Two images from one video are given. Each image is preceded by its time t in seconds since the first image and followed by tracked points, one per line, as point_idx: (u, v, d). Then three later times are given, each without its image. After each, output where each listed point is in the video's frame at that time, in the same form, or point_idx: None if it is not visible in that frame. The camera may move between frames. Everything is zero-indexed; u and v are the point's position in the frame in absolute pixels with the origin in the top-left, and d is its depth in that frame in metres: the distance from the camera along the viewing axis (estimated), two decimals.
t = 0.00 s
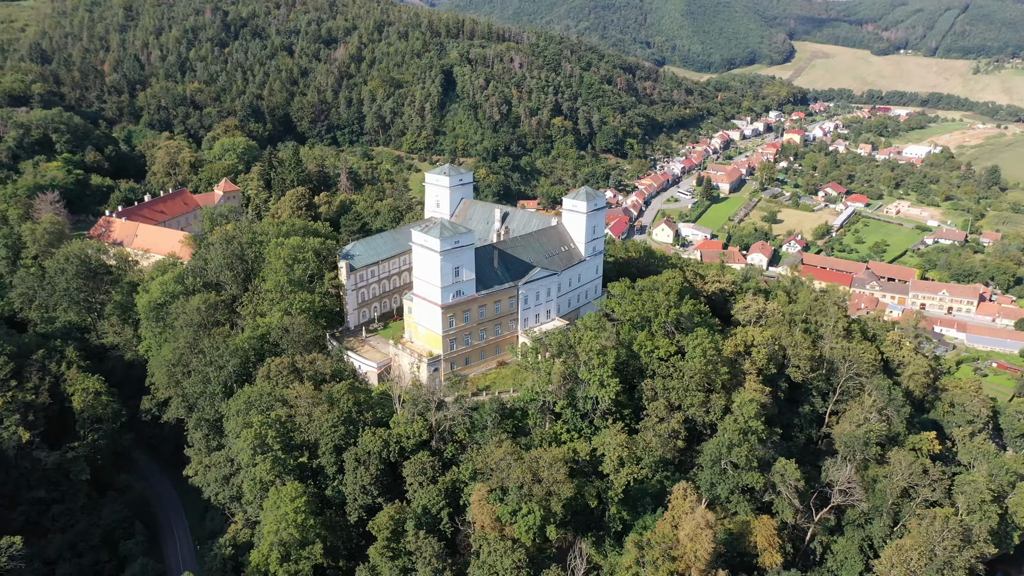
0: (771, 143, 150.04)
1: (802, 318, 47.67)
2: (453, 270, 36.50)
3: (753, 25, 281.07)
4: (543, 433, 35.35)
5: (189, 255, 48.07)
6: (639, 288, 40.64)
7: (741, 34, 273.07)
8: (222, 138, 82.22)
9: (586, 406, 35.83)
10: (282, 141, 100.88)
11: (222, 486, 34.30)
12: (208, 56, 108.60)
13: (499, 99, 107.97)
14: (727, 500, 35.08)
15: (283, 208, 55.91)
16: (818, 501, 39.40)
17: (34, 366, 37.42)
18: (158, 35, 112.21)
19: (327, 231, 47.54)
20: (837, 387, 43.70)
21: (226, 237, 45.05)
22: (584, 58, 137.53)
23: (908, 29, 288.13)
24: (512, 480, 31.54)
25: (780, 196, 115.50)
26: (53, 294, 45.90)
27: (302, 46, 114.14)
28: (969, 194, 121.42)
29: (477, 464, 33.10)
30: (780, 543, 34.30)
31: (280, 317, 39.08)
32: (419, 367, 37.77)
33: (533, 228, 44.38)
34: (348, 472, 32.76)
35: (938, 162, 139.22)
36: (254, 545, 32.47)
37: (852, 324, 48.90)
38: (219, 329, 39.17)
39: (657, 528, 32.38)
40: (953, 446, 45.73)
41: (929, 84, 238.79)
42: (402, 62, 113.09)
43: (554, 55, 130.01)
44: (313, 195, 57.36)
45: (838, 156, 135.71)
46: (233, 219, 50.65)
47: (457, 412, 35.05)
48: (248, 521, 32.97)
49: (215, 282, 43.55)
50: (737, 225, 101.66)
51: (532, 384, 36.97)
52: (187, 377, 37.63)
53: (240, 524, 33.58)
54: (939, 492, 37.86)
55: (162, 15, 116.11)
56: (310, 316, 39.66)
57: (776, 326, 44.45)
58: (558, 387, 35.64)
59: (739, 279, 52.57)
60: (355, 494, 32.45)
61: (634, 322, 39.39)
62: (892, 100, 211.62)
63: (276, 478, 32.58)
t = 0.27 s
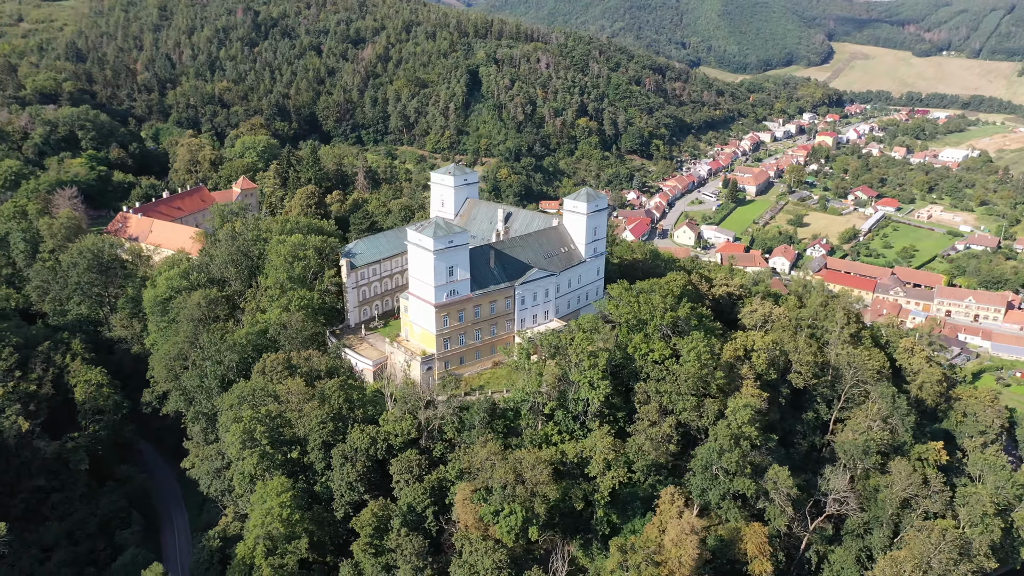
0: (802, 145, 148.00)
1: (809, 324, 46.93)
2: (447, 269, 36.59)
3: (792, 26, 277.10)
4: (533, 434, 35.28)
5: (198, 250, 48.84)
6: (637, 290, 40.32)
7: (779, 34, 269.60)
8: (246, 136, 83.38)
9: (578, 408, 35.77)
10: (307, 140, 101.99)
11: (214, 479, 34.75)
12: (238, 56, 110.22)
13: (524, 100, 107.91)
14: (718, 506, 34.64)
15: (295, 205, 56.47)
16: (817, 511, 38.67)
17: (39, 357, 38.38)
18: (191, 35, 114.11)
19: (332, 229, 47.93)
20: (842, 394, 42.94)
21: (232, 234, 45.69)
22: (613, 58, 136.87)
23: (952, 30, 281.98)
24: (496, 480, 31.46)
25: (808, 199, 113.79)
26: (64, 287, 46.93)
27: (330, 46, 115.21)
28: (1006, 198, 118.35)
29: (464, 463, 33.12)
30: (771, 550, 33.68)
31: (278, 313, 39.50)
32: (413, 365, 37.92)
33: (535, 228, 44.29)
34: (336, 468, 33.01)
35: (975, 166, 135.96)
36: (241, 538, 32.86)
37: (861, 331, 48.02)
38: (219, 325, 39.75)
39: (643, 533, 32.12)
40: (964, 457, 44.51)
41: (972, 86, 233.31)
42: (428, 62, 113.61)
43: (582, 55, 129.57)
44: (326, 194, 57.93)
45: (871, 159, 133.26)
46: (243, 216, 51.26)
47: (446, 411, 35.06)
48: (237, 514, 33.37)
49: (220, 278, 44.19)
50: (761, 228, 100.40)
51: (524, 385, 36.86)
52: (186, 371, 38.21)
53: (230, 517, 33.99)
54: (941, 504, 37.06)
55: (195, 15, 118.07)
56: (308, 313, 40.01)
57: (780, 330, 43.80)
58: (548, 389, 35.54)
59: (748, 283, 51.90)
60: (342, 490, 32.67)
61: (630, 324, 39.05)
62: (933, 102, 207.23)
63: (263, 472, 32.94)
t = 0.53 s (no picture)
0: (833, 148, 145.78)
1: (815, 329, 46.14)
2: (440, 269, 36.65)
3: (830, 26, 272.83)
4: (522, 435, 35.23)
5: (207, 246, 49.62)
6: (633, 291, 40.01)
7: (816, 35, 265.87)
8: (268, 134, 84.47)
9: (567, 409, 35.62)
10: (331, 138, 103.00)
11: (207, 472, 35.27)
12: (266, 55, 111.70)
13: (548, 100, 107.69)
14: (707, 512, 34.23)
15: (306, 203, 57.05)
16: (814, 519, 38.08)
17: (44, 348, 39.36)
18: (221, 34, 115.82)
19: (338, 226, 48.34)
20: (845, 401, 42.17)
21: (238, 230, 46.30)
22: (641, 59, 136.07)
23: (997, 31, 275.33)
24: (479, 480, 31.41)
25: (836, 202, 111.99)
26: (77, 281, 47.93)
27: (357, 45, 116.19)
28: None
29: (449, 461, 33.17)
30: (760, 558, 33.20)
31: (276, 309, 39.93)
32: (406, 363, 38.07)
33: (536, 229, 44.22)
34: (323, 464, 33.28)
35: (1012, 170, 132.55)
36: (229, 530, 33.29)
37: (869, 337, 47.09)
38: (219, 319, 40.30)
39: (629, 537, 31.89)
40: (972, 468, 43.39)
41: (1016, 89, 227.53)
42: (454, 62, 113.98)
43: (610, 56, 128.99)
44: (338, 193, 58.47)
45: (904, 162, 130.64)
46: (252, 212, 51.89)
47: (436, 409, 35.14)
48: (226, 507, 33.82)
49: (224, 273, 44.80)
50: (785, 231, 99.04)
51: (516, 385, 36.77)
52: (185, 364, 38.83)
53: (221, 510, 34.45)
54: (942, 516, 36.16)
55: (227, 14, 119.88)
56: (306, 309, 40.40)
57: (783, 335, 43.18)
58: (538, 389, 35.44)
59: (756, 286, 51.22)
60: (328, 486, 32.89)
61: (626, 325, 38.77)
62: (973, 105, 202.51)
63: (252, 466, 33.33)
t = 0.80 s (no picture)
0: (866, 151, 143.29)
1: (822, 334, 45.36)
2: (434, 267, 36.77)
3: (870, 27, 268.26)
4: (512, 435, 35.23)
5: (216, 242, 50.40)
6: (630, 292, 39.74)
7: (855, 36, 261.46)
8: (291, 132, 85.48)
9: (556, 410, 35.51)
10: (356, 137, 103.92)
11: (200, 464, 35.84)
12: (294, 54, 113.00)
13: (572, 99, 107.23)
14: (695, 517, 33.93)
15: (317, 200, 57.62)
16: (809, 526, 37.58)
17: (51, 339, 40.34)
18: (251, 33, 117.41)
19: (343, 224, 48.74)
20: (847, 408, 41.41)
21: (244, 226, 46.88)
22: (670, 59, 134.95)
23: None
24: (461, 478, 31.53)
25: (864, 206, 110.06)
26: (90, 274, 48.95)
27: (384, 45, 117.00)
28: None
29: (435, 459, 33.29)
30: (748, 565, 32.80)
31: (275, 305, 40.41)
32: (400, 361, 38.29)
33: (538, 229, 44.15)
34: (313, 459, 33.66)
35: None
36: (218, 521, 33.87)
37: (877, 343, 46.19)
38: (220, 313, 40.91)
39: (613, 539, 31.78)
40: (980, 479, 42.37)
41: None
42: (479, 62, 114.20)
43: (638, 56, 128.12)
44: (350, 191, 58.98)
45: (938, 166, 127.82)
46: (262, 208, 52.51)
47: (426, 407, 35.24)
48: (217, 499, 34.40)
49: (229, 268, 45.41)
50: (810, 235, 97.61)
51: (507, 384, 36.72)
52: (185, 358, 39.49)
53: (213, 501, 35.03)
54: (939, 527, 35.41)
55: (257, 13, 121.44)
56: (305, 306, 40.80)
57: (785, 339, 42.55)
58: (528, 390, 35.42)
59: (764, 289, 50.52)
60: (317, 481, 33.33)
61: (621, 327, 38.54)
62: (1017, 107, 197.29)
63: (242, 459, 33.87)
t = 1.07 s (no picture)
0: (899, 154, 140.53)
1: (828, 339, 44.60)
2: (428, 265, 36.87)
3: (912, 28, 262.91)
4: (500, 433, 35.16)
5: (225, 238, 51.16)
6: (627, 293, 39.44)
7: (896, 37, 256.47)
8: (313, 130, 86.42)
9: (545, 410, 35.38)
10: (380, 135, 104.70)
11: (195, 456, 36.44)
12: (322, 53, 114.16)
13: (597, 100, 106.71)
14: (683, 521, 33.54)
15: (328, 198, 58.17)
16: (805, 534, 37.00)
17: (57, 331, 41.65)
18: (282, 32, 118.87)
19: (349, 221, 49.15)
20: (848, 414, 40.63)
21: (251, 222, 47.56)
22: (700, 59, 133.67)
23: None
24: (445, 476, 31.62)
25: (894, 210, 107.96)
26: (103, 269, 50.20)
27: (411, 44, 117.62)
28: None
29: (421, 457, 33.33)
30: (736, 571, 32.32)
31: (274, 301, 40.91)
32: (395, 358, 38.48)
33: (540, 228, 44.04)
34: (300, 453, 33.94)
35: None
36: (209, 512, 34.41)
37: (885, 349, 45.24)
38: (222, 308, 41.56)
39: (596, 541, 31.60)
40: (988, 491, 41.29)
41: None
42: (505, 62, 114.24)
43: (666, 56, 127.12)
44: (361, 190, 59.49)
45: (975, 169, 124.76)
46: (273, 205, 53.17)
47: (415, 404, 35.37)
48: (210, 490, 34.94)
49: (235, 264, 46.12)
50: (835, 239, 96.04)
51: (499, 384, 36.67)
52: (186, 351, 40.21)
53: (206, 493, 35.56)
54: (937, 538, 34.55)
55: (288, 13, 122.89)
56: (304, 302, 41.23)
57: (787, 344, 41.94)
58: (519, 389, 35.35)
59: (772, 293, 49.80)
60: (305, 476, 33.62)
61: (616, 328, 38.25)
62: None
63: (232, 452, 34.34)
